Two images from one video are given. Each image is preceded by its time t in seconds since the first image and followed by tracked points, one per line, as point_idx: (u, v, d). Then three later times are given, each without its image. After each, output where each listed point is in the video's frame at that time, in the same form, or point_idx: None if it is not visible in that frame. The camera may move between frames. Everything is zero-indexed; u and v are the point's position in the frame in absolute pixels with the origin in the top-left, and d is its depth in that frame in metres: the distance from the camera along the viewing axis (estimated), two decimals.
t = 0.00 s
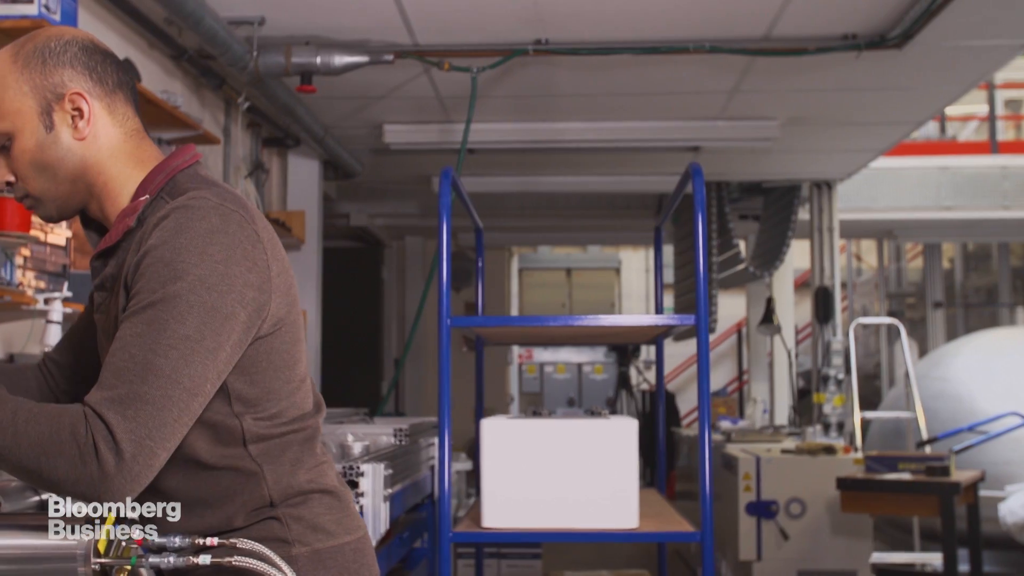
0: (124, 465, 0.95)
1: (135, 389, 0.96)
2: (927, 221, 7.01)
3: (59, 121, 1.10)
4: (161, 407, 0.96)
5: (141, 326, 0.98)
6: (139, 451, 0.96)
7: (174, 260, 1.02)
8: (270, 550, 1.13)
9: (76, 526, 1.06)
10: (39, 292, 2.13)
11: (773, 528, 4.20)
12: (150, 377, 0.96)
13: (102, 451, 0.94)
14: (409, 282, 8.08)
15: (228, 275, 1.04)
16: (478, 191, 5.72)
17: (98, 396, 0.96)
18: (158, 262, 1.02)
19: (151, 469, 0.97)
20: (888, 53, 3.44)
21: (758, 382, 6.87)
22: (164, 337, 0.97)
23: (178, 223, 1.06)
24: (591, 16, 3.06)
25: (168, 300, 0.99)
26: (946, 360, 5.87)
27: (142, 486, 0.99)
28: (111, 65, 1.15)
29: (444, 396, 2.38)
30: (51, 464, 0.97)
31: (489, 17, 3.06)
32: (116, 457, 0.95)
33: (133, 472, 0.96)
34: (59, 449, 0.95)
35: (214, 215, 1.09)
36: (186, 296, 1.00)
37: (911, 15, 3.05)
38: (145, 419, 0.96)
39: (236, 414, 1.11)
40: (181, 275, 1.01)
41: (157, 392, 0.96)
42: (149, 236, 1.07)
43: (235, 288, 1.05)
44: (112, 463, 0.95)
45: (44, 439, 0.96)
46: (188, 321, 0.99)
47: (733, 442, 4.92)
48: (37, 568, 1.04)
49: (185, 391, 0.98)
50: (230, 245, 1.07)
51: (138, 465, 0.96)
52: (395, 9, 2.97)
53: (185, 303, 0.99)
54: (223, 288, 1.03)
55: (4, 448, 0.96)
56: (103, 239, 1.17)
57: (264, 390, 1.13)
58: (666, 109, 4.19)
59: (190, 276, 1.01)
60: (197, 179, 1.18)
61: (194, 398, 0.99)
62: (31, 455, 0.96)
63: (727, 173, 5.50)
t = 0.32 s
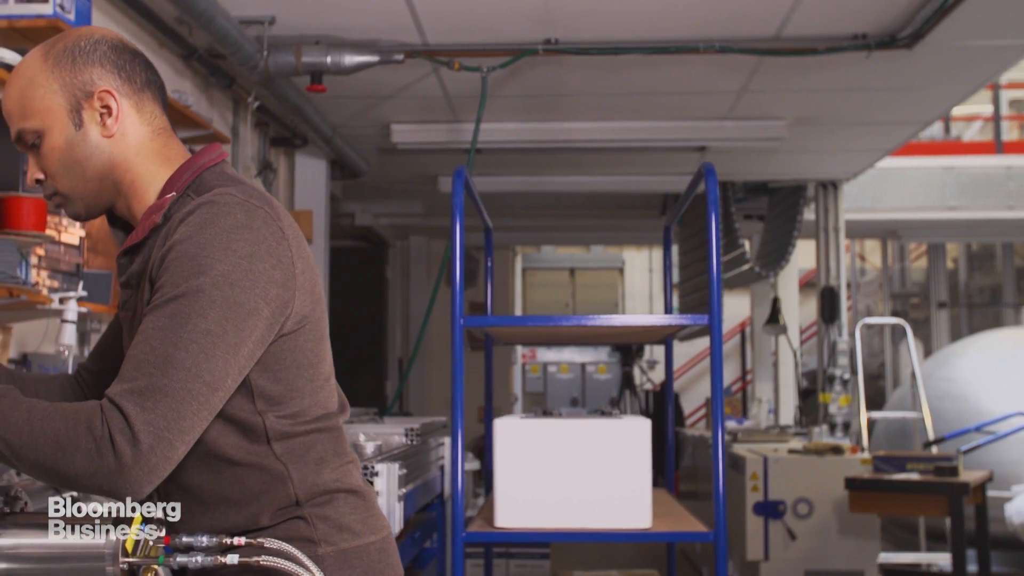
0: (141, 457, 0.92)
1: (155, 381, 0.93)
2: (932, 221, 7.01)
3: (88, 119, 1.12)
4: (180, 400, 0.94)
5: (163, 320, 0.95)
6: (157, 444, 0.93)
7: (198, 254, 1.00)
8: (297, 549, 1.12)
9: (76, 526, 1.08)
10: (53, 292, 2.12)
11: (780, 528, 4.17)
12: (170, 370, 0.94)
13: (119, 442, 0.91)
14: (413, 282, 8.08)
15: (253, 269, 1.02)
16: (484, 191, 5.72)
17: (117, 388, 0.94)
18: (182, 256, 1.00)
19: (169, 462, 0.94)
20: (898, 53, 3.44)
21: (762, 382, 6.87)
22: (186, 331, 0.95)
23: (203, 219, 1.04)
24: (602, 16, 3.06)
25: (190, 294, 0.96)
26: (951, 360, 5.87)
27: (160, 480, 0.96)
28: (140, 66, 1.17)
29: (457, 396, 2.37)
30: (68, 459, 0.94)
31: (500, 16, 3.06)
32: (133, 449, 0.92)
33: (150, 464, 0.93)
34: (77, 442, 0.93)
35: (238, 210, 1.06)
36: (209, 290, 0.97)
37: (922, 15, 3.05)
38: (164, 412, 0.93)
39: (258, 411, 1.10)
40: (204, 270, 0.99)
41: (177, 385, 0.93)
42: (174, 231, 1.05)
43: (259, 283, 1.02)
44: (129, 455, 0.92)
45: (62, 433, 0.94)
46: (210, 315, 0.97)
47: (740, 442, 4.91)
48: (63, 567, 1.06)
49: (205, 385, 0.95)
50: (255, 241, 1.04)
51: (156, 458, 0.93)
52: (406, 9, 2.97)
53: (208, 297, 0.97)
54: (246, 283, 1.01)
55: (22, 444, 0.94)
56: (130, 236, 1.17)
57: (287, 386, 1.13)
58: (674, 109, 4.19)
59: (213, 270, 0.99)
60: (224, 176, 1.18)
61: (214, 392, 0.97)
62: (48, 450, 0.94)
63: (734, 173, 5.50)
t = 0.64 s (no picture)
0: (176, 456, 0.92)
1: (189, 380, 0.93)
2: (937, 221, 7.01)
3: (115, 118, 1.12)
4: (214, 399, 0.94)
5: (196, 319, 0.95)
6: (191, 443, 0.93)
7: (228, 253, 1.00)
8: (324, 549, 1.12)
9: (77, 525, 1.09)
10: (68, 292, 2.12)
11: (787, 527, 4.18)
12: (203, 369, 0.94)
13: (153, 441, 0.91)
14: (417, 281, 8.08)
15: (282, 268, 1.02)
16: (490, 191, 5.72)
17: (150, 387, 0.94)
18: (212, 256, 1.00)
19: (203, 461, 0.94)
20: (907, 53, 3.44)
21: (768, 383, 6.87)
22: (218, 330, 0.95)
23: (233, 218, 1.04)
24: (612, 16, 3.06)
25: (222, 293, 0.97)
26: (956, 360, 5.86)
27: (194, 480, 0.96)
28: (167, 65, 1.17)
29: (471, 397, 2.37)
30: (103, 460, 0.94)
31: (511, 17, 3.06)
32: (168, 448, 0.92)
33: (184, 463, 0.93)
34: (110, 442, 0.93)
35: (267, 209, 1.06)
36: (241, 289, 0.98)
37: (933, 16, 3.05)
38: (198, 411, 0.93)
39: (285, 410, 1.10)
40: (235, 268, 0.99)
41: (211, 384, 0.93)
42: (203, 231, 1.05)
43: (289, 282, 1.02)
44: (164, 454, 0.92)
45: (95, 434, 0.94)
46: (241, 314, 0.97)
47: (746, 442, 4.91)
48: (95, 568, 1.08)
49: (238, 383, 0.96)
50: (285, 241, 1.04)
51: (190, 458, 0.93)
52: (416, 9, 2.97)
53: (240, 296, 0.97)
54: (277, 282, 1.01)
55: (56, 445, 0.94)
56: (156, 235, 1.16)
57: (313, 385, 1.13)
58: (682, 109, 4.19)
59: (244, 269, 0.99)
60: (249, 176, 1.18)
61: (246, 391, 0.97)
62: (82, 450, 0.93)
63: (740, 173, 5.50)
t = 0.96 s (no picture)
0: (221, 462, 0.96)
1: (229, 386, 0.96)
2: (941, 221, 7.01)
3: (141, 116, 1.12)
4: (255, 404, 0.97)
5: (232, 325, 0.99)
6: (234, 449, 0.96)
7: (261, 257, 1.02)
8: (350, 548, 1.12)
9: (77, 525, 1.08)
10: (82, 291, 2.12)
11: (795, 527, 4.18)
12: (243, 374, 0.97)
13: (197, 448, 0.95)
14: (421, 280, 8.08)
15: (314, 270, 1.04)
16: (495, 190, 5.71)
17: (190, 395, 0.97)
18: (245, 260, 1.02)
19: (246, 466, 0.98)
20: (917, 53, 3.44)
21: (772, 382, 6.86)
22: (255, 335, 0.98)
23: (263, 221, 1.06)
24: (622, 15, 3.06)
25: (257, 298, 0.99)
26: (961, 360, 5.86)
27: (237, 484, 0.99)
28: (191, 62, 1.17)
29: (484, 396, 2.37)
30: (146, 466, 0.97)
31: (520, 16, 3.05)
32: (212, 455, 0.96)
33: (228, 469, 0.97)
34: (153, 449, 0.96)
35: (296, 210, 1.09)
36: (275, 293, 1.00)
37: (943, 16, 3.05)
38: (240, 416, 0.96)
39: (313, 411, 1.12)
40: (268, 273, 1.01)
41: (251, 390, 0.97)
42: (233, 234, 1.07)
43: (321, 284, 1.05)
44: (209, 460, 0.95)
45: (137, 442, 0.97)
46: (276, 317, 1.00)
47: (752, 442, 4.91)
48: (122, 566, 1.08)
49: (276, 387, 0.99)
50: (314, 243, 1.07)
51: (233, 463, 0.97)
52: (426, 9, 2.97)
53: (274, 300, 1.00)
54: (308, 285, 1.03)
55: (98, 452, 0.97)
56: (181, 235, 1.17)
57: (341, 386, 1.14)
58: (690, 109, 4.19)
59: (277, 273, 1.02)
60: (274, 176, 1.18)
61: (283, 395, 1.00)
62: (126, 457, 0.97)
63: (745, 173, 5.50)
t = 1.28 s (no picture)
0: (256, 466, 0.97)
1: (263, 390, 0.98)
2: (946, 222, 7.01)
3: (168, 115, 1.11)
4: (288, 408, 0.98)
5: (264, 328, 1.00)
6: (268, 452, 0.98)
7: (292, 259, 1.03)
8: (377, 548, 1.12)
9: (79, 525, 1.08)
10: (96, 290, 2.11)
11: (802, 527, 4.16)
12: (276, 378, 0.98)
13: (233, 452, 0.96)
14: (425, 280, 8.08)
15: (344, 273, 1.05)
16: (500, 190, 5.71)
17: (224, 399, 0.98)
18: (276, 263, 1.03)
19: (280, 469, 1.00)
20: (927, 53, 3.44)
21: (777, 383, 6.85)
22: (287, 339, 0.99)
23: (292, 222, 1.07)
24: (633, 15, 3.05)
25: (288, 301, 1.00)
26: (966, 360, 5.85)
27: (271, 487, 1.01)
28: (217, 60, 1.16)
29: (497, 396, 2.37)
30: (182, 469, 0.99)
31: (531, 16, 3.05)
32: (247, 459, 0.97)
33: (263, 472, 0.98)
34: (189, 452, 0.98)
35: (325, 211, 1.09)
36: (306, 296, 1.01)
37: (954, 15, 3.04)
38: (274, 419, 0.98)
39: (342, 412, 1.12)
40: (299, 275, 1.02)
41: (284, 394, 0.98)
42: (263, 235, 1.08)
43: (351, 286, 1.06)
44: (245, 464, 0.97)
45: (173, 445, 0.98)
46: (308, 321, 1.01)
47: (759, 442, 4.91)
48: (150, 566, 1.08)
49: (308, 390, 1.00)
50: (344, 244, 1.08)
51: (268, 466, 0.98)
52: (437, 8, 2.97)
53: (305, 304, 1.01)
54: (339, 287, 1.04)
55: (133, 454, 0.98)
56: (207, 234, 1.17)
57: (368, 387, 1.15)
58: (697, 109, 4.19)
59: (308, 275, 1.02)
60: (300, 176, 1.18)
61: (315, 397, 1.01)
62: (161, 460, 0.98)
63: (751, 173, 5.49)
